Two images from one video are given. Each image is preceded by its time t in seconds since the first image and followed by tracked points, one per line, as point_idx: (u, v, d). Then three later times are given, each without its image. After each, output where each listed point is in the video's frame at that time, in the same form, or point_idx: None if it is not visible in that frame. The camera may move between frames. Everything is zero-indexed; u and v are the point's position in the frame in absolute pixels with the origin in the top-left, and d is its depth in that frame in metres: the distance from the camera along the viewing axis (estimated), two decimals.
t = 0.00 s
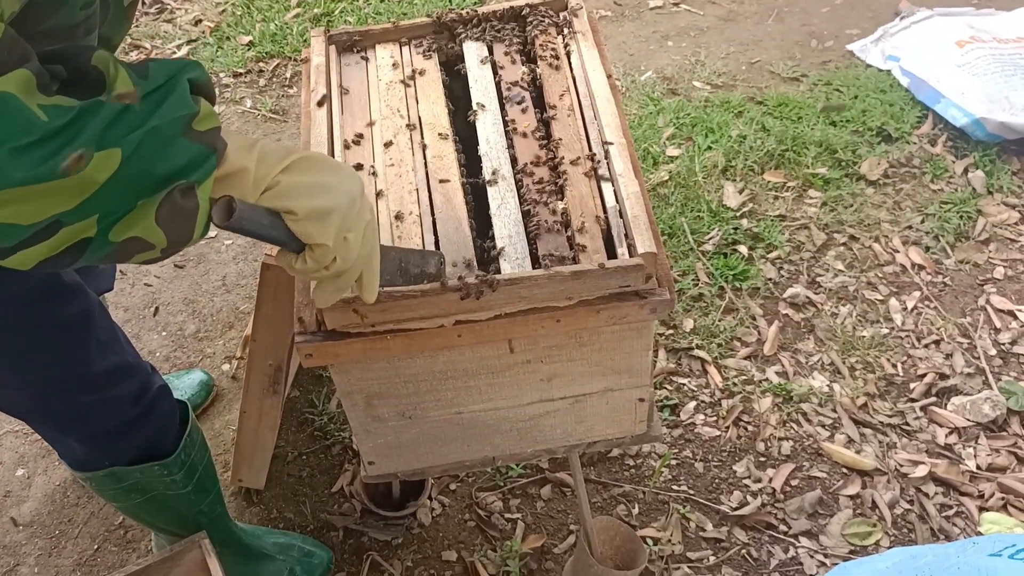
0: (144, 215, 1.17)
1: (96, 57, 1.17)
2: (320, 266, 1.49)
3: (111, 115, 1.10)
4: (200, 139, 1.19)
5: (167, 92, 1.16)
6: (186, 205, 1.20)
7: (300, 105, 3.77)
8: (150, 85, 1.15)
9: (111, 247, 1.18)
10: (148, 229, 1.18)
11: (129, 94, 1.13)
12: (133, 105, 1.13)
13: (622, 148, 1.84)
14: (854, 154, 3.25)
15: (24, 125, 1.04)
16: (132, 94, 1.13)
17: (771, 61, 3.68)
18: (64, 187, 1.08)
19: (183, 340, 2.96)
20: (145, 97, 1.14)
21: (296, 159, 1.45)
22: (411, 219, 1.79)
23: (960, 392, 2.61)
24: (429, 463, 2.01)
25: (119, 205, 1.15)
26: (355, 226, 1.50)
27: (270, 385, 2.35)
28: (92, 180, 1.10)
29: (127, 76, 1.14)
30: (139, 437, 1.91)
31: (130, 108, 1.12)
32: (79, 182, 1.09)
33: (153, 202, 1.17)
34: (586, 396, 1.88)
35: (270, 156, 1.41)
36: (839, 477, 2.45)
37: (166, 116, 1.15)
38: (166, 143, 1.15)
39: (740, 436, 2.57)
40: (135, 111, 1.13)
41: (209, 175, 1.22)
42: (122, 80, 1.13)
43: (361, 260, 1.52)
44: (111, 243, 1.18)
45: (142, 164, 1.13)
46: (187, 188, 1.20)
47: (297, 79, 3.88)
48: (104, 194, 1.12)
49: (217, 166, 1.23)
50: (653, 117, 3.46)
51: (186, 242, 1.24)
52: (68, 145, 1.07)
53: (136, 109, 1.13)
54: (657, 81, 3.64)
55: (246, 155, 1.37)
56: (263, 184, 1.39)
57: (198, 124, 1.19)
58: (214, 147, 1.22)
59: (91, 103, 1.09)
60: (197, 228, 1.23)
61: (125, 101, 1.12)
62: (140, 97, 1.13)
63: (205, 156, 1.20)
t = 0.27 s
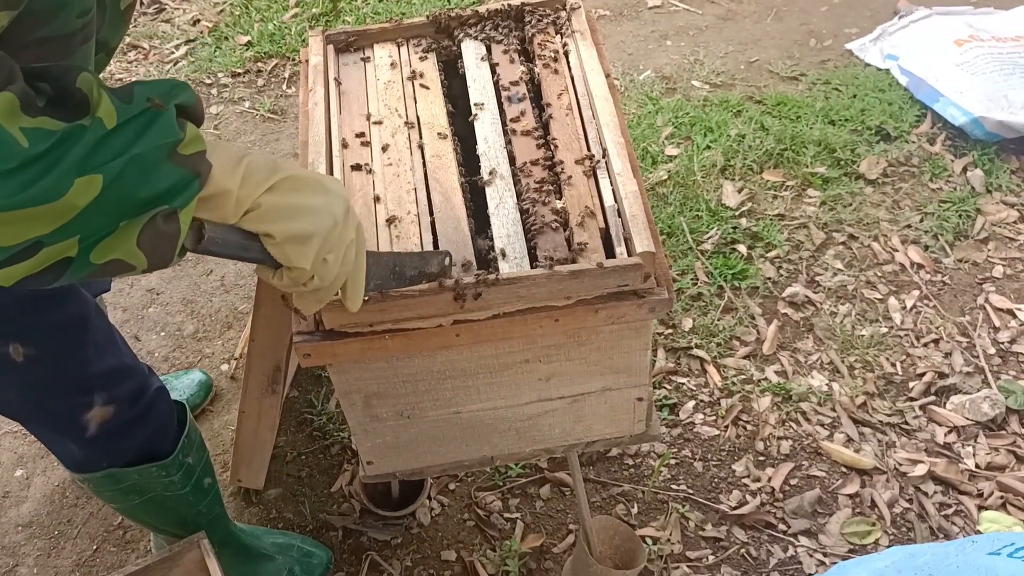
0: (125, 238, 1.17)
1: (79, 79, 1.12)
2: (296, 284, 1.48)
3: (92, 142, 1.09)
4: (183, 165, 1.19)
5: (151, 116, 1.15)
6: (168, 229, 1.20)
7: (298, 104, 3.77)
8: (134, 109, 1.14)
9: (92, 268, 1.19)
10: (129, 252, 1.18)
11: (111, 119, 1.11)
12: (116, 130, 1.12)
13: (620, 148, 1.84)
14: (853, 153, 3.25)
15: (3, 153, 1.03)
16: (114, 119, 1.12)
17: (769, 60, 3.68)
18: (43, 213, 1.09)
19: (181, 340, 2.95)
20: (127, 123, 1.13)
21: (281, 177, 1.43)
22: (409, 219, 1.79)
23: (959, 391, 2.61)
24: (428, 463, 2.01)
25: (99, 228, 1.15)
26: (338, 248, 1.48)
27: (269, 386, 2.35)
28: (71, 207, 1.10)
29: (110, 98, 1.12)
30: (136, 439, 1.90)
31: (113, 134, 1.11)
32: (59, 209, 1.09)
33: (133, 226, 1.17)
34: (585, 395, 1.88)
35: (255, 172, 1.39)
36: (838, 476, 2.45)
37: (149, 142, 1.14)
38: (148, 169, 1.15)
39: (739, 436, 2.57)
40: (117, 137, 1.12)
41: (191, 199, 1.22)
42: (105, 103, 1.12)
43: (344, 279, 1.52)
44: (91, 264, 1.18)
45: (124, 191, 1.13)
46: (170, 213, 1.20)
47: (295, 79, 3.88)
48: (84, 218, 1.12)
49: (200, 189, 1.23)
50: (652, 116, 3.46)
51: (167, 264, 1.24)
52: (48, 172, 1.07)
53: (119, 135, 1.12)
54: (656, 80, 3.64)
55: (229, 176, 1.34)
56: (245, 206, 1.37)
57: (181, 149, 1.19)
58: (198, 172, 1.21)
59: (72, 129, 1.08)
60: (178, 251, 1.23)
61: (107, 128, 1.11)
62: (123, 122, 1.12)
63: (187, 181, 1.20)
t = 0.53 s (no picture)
0: (112, 221, 1.18)
1: (62, 58, 1.12)
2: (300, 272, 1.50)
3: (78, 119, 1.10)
4: (169, 143, 1.20)
5: (137, 95, 1.17)
6: (155, 211, 1.21)
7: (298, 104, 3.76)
8: (119, 87, 1.15)
9: (77, 253, 1.19)
10: (115, 235, 1.19)
11: (97, 97, 1.12)
12: (100, 108, 1.13)
13: (618, 148, 1.83)
14: (852, 155, 3.25)
15: None
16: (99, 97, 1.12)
17: (769, 62, 3.68)
18: (29, 193, 1.08)
19: (179, 340, 2.95)
20: (113, 102, 1.14)
21: (273, 163, 1.44)
22: (407, 219, 1.79)
23: (957, 393, 2.61)
24: (425, 463, 2.01)
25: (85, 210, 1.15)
26: (336, 231, 1.49)
27: (267, 385, 2.35)
28: (56, 186, 1.10)
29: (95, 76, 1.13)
30: (132, 440, 1.90)
31: (98, 111, 1.12)
32: (44, 188, 1.09)
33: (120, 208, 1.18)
34: (582, 396, 1.88)
35: (246, 161, 1.39)
36: (836, 478, 2.45)
37: (134, 120, 1.15)
38: (133, 148, 1.16)
39: (737, 437, 2.56)
40: (103, 115, 1.13)
41: (178, 180, 1.23)
42: (90, 81, 1.12)
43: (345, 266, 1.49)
44: (77, 248, 1.18)
45: (109, 169, 1.14)
46: (156, 194, 1.21)
47: (295, 79, 3.87)
48: (70, 199, 1.12)
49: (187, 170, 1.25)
50: (651, 117, 3.46)
51: (154, 248, 1.25)
52: (32, 149, 1.06)
53: (105, 114, 1.13)
54: (656, 81, 3.64)
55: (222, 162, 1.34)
56: (240, 191, 1.38)
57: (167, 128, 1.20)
58: (185, 152, 1.23)
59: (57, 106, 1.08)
60: (166, 233, 1.24)
61: (92, 105, 1.12)
62: (106, 100, 1.13)
63: (173, 161, 1.22)
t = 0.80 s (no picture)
0: (146, 192, 1.17)
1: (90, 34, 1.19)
2: (325, 246, 1.48)
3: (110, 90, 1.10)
4: (199, 111, 1.20)
5: (165, 64, 1.17)
6: (186, 178, 1.20)
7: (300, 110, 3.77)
8: (148, 59, 1.16)
9: (114, 226, 1.18)
10: (150, 205, 1.18)
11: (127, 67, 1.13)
12: (131, 77, 1.13)
13: (621, 158, 1.84)
14: (854, 164, 3.25)
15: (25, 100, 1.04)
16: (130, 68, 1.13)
17: (771, 70, 3.69)
18: (66, 164, 1.08)
19: (180, 345, 2.95)
20: (142, 72, 1.14)
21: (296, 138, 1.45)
22: (410, 227, 1.79)
23: (959, 403, 2.61)
24: (426, 471, 2.01)
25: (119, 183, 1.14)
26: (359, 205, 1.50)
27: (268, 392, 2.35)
28: (94, 156, 1.10)
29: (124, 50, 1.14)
30: (132, 446, 1.90)
31: (129, 80, 1.13)
32: (82, 158, 1.09)
33: (153, 177, 1.17)
34: (584, 405, 1.88)
35: (271, 134, 1.41)
36: (837, 487, 2.45)
37: (165, 88, 1.15)
38: (164, 116, 1.15)
39: (738, 446, 2.56)
40: (134, 84, 1.13)
41: (209, 147, 1.22)
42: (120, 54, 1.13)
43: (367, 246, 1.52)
44: (114, 222, 1.18)
45: (142, 136, 1.13)
46: (188, 161, 1.20)
47: (297, 85, 3.88)
48: (105, 170, 1.12)
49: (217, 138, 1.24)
50: (653, 125, 3.46)
51: (189, 218, 1.24)
52: (68, 120, 1.07)
53: (135, 84, 1.13)
54: (658, 89, 3.64)
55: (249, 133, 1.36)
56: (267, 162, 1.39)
57: (196, 96, 1.20)
58: (213, 119, 1.22)
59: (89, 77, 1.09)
60: (200, 202, 1.24)
61: (123, 75, 1.12)
62: (137, 70, 1.14)
63: (203, 128, 1.21)
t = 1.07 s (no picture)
0: (199, 216, 1.20)
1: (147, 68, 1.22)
2: (368, 266, 1.52)
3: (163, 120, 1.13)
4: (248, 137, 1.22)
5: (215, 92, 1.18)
6: (237, 201, 1.22)
7: (317, 131, 3.79)
8: (199, 88, 1.18)
9: (171, 250, 1.21)
10: (204, 229, 1.21)
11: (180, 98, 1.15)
12: (184, 108, 1.15)
13: (640, 196, 1.85)
14: (869, 192, 3.25)
15: (86, 135, 1.07)
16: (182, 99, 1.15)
17: (786, 96, 3.69)
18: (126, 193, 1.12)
19: (195, 366, 2.97)
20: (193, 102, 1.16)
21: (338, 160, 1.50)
22: (429, 264, 1.81)
23: (973, 435, 2.60)
24: (441, 504, 2.02)
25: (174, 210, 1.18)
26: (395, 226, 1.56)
27: (283, 419, 2.36)
28: (152, 185, 1.13)
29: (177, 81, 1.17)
30: (149, 470, 1.92)
31: (182, 111, 1.15)
32: (140, 187, 1.12)
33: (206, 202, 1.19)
34: (600, 441, 1.88)
35: (315, 157, 1.45)
36: (851, 519, 2.44)
37: (215, 117, 1.17)
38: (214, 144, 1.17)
39: (751, 476, 2.56)
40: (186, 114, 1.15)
41: (258, 170, 1.24)
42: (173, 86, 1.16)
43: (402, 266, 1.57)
44: (170, 245, 1.21)
45: (194, 164, 1.15)
46: (239, 183, 1.22)
47: (314, 106, 3.90)
48: (161, 198, 1.15)
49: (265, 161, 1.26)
50: (668, 150, 3.48)
51: (240, 239, 1.26)
52: (127, 151, 1.10)
53: (187, 114, 1.15)
54: (672, 114, 3.66)
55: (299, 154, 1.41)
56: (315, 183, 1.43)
57: (244, 121, 1.22)
58: (260, 143, 1.24)
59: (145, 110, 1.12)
60: (250, 223, 1.26)
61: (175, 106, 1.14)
62: (191, 100, 1.16)
63: (251, 152, 1.23)
